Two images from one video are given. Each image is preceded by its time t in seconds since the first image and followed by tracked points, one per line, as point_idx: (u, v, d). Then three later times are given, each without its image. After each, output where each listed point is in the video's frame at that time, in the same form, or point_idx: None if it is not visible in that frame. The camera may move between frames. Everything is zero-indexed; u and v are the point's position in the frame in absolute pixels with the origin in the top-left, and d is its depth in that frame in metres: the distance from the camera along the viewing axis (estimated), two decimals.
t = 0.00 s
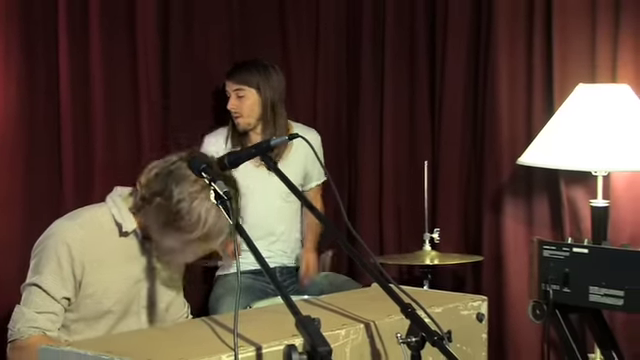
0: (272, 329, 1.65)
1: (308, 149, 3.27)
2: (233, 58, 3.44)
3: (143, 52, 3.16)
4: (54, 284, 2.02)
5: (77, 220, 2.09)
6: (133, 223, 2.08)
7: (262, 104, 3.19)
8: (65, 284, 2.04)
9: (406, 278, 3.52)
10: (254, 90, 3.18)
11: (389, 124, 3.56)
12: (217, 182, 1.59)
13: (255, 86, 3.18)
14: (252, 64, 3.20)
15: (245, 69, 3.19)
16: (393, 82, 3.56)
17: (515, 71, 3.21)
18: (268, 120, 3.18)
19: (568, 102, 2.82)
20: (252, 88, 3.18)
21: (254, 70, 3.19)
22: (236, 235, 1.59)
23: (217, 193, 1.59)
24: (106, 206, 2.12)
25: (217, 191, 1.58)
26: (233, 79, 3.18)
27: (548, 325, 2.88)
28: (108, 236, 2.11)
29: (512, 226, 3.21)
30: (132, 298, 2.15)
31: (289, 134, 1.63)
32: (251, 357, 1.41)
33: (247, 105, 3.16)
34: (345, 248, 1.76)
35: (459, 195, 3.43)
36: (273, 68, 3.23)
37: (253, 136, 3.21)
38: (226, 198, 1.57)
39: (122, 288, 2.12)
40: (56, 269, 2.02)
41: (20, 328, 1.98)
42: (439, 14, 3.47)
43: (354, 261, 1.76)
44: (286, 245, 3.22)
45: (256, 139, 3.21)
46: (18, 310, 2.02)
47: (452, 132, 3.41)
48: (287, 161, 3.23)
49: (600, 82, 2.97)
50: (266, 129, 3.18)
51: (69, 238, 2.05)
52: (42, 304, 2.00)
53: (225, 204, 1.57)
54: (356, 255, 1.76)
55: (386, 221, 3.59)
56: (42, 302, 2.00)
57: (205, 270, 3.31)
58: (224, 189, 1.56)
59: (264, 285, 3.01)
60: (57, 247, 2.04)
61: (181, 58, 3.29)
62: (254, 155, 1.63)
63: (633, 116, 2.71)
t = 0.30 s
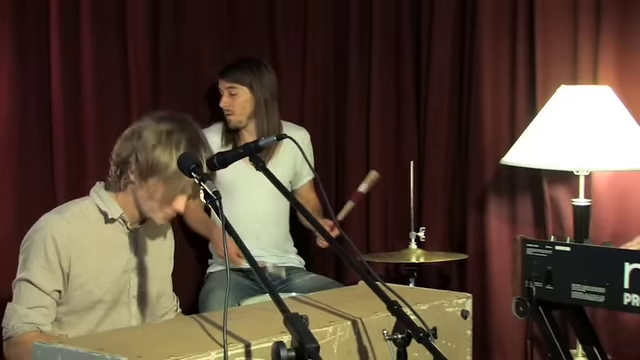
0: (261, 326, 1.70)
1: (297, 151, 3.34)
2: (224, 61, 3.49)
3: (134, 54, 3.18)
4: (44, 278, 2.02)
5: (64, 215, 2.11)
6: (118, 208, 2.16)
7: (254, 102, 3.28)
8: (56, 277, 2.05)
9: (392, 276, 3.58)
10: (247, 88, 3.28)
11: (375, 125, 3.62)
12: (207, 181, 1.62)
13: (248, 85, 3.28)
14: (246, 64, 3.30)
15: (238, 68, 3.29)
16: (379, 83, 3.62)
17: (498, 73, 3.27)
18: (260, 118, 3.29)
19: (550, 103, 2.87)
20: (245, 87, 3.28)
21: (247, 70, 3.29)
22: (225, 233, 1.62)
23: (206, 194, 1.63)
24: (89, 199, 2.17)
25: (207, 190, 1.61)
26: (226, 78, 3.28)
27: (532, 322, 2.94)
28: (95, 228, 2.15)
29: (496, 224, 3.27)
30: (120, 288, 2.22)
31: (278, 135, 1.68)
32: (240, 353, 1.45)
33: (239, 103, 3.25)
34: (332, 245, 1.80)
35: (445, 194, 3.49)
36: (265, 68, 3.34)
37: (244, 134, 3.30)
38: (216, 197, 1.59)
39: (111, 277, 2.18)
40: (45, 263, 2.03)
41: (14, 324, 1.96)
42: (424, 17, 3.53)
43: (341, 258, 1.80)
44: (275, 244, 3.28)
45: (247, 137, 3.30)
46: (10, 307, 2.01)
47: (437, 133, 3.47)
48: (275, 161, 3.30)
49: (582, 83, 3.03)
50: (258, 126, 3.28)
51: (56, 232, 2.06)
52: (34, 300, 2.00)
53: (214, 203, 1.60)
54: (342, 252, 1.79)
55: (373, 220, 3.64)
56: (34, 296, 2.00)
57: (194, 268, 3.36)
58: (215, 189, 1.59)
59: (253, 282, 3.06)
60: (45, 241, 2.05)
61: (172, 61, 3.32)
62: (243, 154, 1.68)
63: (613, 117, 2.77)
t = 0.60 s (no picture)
0: (250, 322, 1.77)
1: (284, 149, 3.43)
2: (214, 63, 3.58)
3: (126, 64, 3.45)
4: (44, 282, 2.13)
5: (70, 222, 2.21)
6: (124, 222, 2.21)
7: (238, 102, 3.36)
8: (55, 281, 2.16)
9: (379, 273, 3.66)
10: (231, 89, 3.36)
11: (362, 125, 3.69)
12: (197, 181, 1.68)
13: (232, 85, 3.36)
14: (230, 65, 3.39)
15: (222, 70, 3.38)
16: (366, 85, 3.69)
17: (482, 75, 3.35)
18: (244, 118, 3.36)
19: (532, 105, 2.94)
20: (229, 88, 3.36)
21: (231, 71, 3.37)
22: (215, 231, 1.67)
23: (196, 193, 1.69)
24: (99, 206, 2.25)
25: (197, 190, 1.68)
26: (211, 79, 3.37)
27: (514, 318, 3.02)
28: (100, 237, 2.24)
29: (480, 223, 3.35)
30: (120, 295, 2.30)
31: (265, 135, 1.75)
32: (231, 349, 1.52)
33: (223, 104, 3.34)
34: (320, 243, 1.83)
35: (429, 193, 3.57)
36: (250, 69, 3.41)
37: (231, 134, 3.38)
38: (205, 195, 1.66)
39: (111, 285, 2.27)
40: (46, 269, 2.14)
41: (12, 324, 2.08)
42: (409, 21, 3.59)
43: (330, 257, 1.84)
44: (267, 245, 3.37)
45: (233, 137, 3.38)
46: (10, 306, 2.12)
47: (423, 134, 3.54)
48: (262, 159, 3.40)
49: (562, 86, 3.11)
50: (242, 127, 3.36)
51: (60, 239, 2.17)
52: (33, 301, 2.11)
53: (204, 202, 1.67)
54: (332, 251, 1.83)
55: (361, 219, 3.72)
56: (32, 298, 2.11)
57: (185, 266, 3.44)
58: (204, 188, 1.66)
59: (242, 280, 3.13)
60: (49, 247, 2.16)
61: (163, 69, 3.60)
62: (232, 155, 1.74)
63: (593, 119, 2.84)
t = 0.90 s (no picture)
0: (241, 319, 1.83)
1: (273, 149, 3.50)
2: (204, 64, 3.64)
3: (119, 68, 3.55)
4: (34, 280, 2.18)
5: (57, 221, 2.26)
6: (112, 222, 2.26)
7: (225, 108, 3.43)
8: (45, 279, 2.21)
9: (366, 271, 3.73)
10: (218, 96, 3.42)
11: (350, 125, 3.76)
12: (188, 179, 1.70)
13: (219, 92, 3.42)
14: (217, 72, 3.44)
15: (209, 76, 3.44)
16: (354, 86, 3.75)
17: (466, 75, 3.42)
18: (231, 124, 3.42)
19: (516, 107, 3.01)
20: (216, 94, 3.42)
21: (218, 77, 3.43)
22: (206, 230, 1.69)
23: (188, 192, 1.73)
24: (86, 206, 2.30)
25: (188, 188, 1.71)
26: (199, 86, 3.43)
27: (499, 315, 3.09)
28: (89, 237, 2.29)
29: (465, 221, 3.42)
30: (109, 293, 2.36)
31: (255, 136, 1.75)
32: (222, 345, 1.57)
33: (210, 110, 3.41)
34: (309, 242, 1.87)
35: (415, 192, 3.64)
36: (237, 75, 3.48)
37: (218, 138, 3.46)
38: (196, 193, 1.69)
39: (100, 283, 2.32)
40: (36, 267, 2.19)
41: (2, 323, 2.12)
42: (395, 23, 3.66)
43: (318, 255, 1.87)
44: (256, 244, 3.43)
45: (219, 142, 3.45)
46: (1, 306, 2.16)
47: (409, 134, 3.60)
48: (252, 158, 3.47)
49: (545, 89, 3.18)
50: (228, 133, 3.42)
51: (49, 239, 2.22)
52: (22, 300, 2.15)
53: (196, 200, 1.70)
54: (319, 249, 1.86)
55: (349, 217, 3.78)
56: (23, 297, 2.15)
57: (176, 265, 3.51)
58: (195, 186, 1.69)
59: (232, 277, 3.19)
60: (38, 246, 2.20)
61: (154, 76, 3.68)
62: (222, 154, 1.75)
63: (575, 121, 2.91)
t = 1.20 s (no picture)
0: (233, 316, 1.89)
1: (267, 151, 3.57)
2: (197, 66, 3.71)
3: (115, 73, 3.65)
4: (35, 274, 2.23)
5: (61, 216, 2.33)
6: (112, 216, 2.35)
7: (224, 108, 3.49)
8: (46, 272, 2.26)
9: (357, 268, 3.80)
10: (217, 96, 3.48)
11: (341, 126, 3.82)
12: (183, 181, 1.75)
13: (218, 92, 3.48)
14: (215, 73, 3.52)
15: (208, 77, 3.51)
16: (345, 87, 3.82)
17: (455, 77, 3.49)
18: (230, 124, 3.48)
19: (505, 106, 3.09)
20: (215, 94, 3.48)
21: (218, 78, 3.50)
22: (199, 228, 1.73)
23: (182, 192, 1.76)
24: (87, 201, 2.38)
25: (183, 189, 1.75)
26: (198, 87, 3.50)
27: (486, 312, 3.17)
28: (90, 232, 2.37)
29: (453, 220, 3.49)
30: (105, 289, 2.44)
31: (248, 137, 1.80)
32: (216, 341, 1.62)
33: (210, 110, 3.47)
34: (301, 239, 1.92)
35: (405, 191, 3.71)
36: (235, 76, 3.55)
37: (216, 138, 3.52)
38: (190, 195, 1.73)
39: (98, 279, 2.40)
40: (39, 260, 2.24)
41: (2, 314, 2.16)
42: (385, 25, 3.73)
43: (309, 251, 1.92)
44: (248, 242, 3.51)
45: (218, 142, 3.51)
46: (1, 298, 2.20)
47: (399, 134, 3.67)
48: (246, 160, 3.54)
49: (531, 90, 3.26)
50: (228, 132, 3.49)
51: (52, 233, 2.28)
52: (23, 292, 2.20)
53: (189, 201, 1.73)
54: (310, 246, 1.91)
55: (340, 216, 3.85)
56: (24, 290, 2.20)
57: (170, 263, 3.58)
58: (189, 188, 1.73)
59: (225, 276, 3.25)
60: (41, 239, 2.26)
61: (150, 82, 3.81)
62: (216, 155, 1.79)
63: (560, 122, 2.98)
